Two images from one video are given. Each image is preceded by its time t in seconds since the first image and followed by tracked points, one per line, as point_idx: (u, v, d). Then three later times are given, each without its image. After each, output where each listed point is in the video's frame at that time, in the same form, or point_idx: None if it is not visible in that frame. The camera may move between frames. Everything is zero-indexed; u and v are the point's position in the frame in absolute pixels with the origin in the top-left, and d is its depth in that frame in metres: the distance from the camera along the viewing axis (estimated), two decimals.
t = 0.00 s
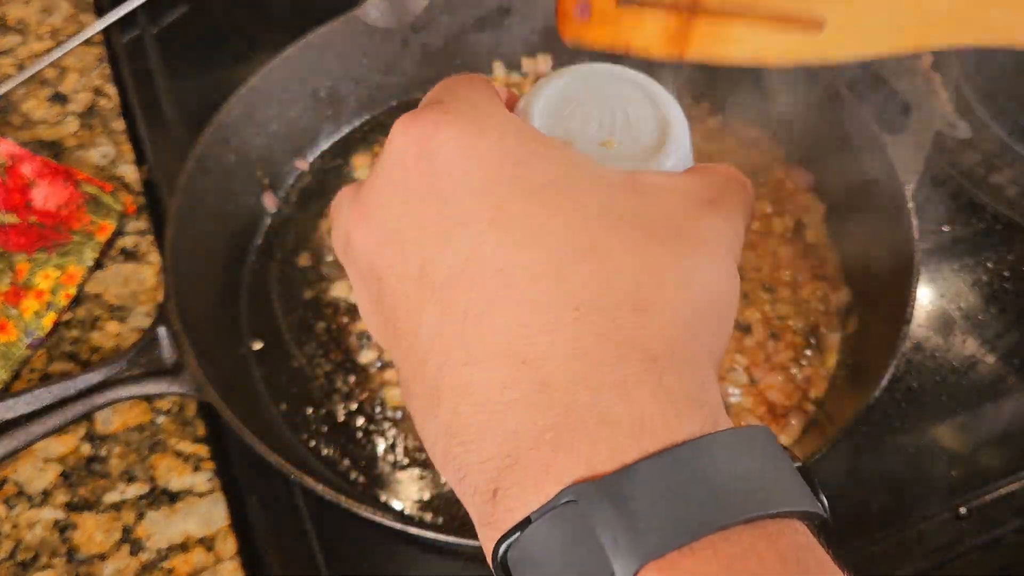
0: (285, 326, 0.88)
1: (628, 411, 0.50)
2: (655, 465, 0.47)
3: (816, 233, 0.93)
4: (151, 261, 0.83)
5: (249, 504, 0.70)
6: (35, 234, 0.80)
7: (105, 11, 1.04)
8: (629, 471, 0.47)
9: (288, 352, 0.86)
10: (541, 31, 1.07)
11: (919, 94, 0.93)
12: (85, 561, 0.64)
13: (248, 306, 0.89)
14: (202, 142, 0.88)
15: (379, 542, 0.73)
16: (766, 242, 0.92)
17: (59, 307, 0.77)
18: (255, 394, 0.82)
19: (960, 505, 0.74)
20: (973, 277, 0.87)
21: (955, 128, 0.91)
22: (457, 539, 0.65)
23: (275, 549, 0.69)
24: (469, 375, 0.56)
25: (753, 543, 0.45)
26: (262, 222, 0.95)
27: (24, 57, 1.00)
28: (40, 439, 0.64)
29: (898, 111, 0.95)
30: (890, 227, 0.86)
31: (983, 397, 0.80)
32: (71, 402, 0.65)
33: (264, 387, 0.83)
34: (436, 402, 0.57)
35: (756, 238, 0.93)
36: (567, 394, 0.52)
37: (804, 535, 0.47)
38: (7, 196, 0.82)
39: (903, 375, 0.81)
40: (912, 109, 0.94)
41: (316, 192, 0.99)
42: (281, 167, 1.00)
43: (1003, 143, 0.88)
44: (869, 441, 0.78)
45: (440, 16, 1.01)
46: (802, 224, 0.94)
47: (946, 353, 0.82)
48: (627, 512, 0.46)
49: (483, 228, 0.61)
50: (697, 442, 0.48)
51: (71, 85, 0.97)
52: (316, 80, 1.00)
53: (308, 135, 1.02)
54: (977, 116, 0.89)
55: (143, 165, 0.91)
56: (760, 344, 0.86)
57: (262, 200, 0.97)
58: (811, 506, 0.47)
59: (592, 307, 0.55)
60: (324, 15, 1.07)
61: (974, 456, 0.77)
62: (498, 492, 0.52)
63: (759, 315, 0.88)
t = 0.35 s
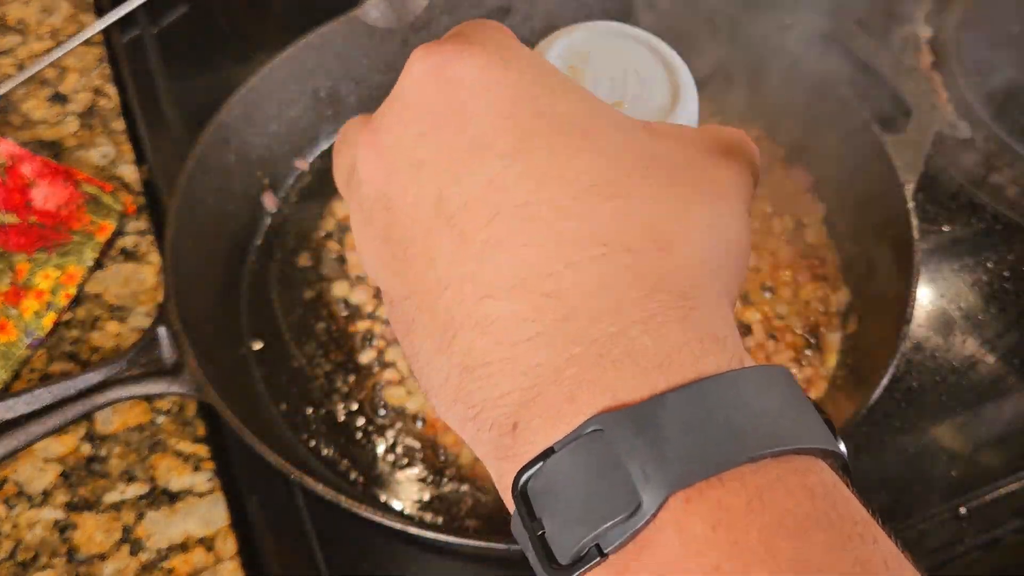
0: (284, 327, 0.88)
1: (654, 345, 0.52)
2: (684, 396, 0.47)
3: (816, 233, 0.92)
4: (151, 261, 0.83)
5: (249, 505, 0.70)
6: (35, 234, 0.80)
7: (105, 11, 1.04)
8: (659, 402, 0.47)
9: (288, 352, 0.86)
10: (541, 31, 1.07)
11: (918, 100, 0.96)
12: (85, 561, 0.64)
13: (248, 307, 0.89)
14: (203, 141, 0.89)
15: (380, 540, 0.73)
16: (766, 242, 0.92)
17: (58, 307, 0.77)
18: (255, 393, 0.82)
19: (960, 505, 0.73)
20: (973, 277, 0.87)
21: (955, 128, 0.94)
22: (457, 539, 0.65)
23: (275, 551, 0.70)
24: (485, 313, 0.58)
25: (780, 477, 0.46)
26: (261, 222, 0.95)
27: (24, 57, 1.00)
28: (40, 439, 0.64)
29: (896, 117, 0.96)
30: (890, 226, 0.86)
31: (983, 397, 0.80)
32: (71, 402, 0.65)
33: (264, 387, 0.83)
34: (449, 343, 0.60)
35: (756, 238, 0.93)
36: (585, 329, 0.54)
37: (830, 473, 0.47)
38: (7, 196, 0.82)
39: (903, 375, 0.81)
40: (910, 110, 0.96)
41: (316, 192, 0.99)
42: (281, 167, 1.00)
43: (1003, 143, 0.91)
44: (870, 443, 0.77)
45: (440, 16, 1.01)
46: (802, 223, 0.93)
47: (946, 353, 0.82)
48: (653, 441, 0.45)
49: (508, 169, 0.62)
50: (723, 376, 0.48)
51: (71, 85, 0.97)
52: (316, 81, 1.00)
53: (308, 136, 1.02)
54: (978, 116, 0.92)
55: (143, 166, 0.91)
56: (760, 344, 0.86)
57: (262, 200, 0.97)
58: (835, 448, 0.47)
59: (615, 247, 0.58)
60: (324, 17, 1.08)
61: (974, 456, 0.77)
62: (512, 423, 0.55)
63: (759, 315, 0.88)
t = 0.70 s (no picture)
0: (284, 327, 0.87)
1: (684, 324, 0.53)
2: (716, 373, 0.47)
3: (816, 234, 0.93)
4: (151, 261, 0.83)
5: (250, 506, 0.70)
6: (35, 234, 0.80)
7: (105, 12, 1.04)
8: (690, 382, 0.47)
9: (288, 352, 0.86)
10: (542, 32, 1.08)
11: (919, 98, 0.95)
12: (85, 561, 0.64)
13: (248, 307, 0.89)
14: (203, 142, 0.89)
15: (381, 540, 0.73)
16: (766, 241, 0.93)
17: (58, 307, 0.77)
18: (255, 393, 0.82)
19: (961, 505, 0.73)
20: (973, 277, 0.87)
21: (955, 128, 0.92)
22: (456, 539, 0.65)
23: (275, 551, 0.70)
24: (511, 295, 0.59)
25: (808, 453, 0.45)
26: (261, 222, 0.95)
27: (24, 57, 1.00)
28: (40, 439, 0.64)
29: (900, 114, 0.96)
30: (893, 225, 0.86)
31: (983, 397, 0.80)
32: (71, 402, 0.65)
33: (264, 387, 0.83)
34: (471, 326, 0.61)
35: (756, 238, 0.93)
36: (614, 309, 0.55)
37: (855, 454, 0.47)
38: (7, 196, 0.82)
39: (903, 375, 0.81)
40: (910, 107, 0.96)
41: (316, 192, 0.99)
42: (281, 167, 1.00)
43: (1004, 143, 0.86)
44: (870, 441, 0.78)
45: (441, 16, 1.01)
46: (801, 223, 0.93)
47: (946, 354, 0.83)
48: (684, 416, 0.45)
49: (534, 154, 0.63)
50: (753, 354, 0.47)
51: (72, 86, 0.97)
52: (316, 81, 1.00)
53: (308, 136, 1.02)
54: (977, 115, 0.88)
55: (144, 166, 0.91)
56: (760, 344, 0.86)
57: (262, 200, 0.97)
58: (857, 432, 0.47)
59: (641, 232, 0.58)
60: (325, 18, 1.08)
61: (975, 456, 0.77)
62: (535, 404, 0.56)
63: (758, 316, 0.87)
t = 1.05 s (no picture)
0: (283, 327, 0.88)
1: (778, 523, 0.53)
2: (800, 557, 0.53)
3: (815, 233, 0.93)
4: (151, 260, 0.83)
5: (250, 505, 0.70)
6: (35, 234, 0.80)
7: (105, 12, 1.04)
8: None
9: (288, 352, 0.86)
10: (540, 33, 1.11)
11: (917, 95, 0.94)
12: (85, 561, 0.64)
13: (248, 308, 0.89)
14: (202, 142, 0.89)
15: (382, 538, 0.73)
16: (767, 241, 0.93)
17: (58, 307, 0.77)
18: (255, 393, 0.82)
19: (961, 506, 0.74)
20: (973, 277, 0.87)
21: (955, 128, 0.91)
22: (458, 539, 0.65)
23: (276, 550, 0.69)
24: (505, 460, 0.68)
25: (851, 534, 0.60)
26: (261, 223, 0.95)
27: (24, 57, 1.00)
28: (40, 439, 0.64)
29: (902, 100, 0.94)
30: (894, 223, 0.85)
31: (983, 397, 0.80)
32: (71, 402, 0.65)
33: (264, 387, 0.83)
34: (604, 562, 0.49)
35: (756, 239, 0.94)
36: (766, 527, 0.52)
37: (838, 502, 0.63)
38: (7, 196, 0.82)
39: (903, 375, 0.81)
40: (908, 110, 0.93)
41: (316, 192, 0.99)
42: (281, 168, 1.00)
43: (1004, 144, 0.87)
44: (870, 440, 0.78)
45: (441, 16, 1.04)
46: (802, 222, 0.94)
47: (946, 354, 0.82)
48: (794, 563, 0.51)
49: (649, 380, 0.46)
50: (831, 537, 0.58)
51: (71, 85, 0.97)
52: (316, 81, 1.01)
53: (308, 136, 1.02)
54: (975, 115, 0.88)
55: (144, 165, 0.91)
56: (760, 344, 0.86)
57: (262, 200, 0.97)
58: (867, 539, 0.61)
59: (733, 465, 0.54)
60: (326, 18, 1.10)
61: (975, 456, 0.77)
62: (716, 438, 0.66)
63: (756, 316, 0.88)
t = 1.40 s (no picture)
0: (285, 326, 0.89)
1: None
2: None
3: (812, 235, 0.96)
4: (155, 261, 0.84)
5: (251, 500, 0.71)
6: (40, 234, 0.81)
7: (109, 14, 1.06)
8: None
9: (289, 350, 0.87)
10: (539, 38, 1.13)
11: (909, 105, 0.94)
12: (89, 558, 0.65)
13: (251, 306, 0.90)
14: (206, 143, 0.88)
15: (383, 535, 0.74)
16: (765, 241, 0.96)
17: (63, 307, 0.78)
18: (257, 391, 0.83)
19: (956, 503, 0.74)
20: (968, 277, 0.88)
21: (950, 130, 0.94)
22: (461, 535, 0.63)
23: (277, 546, 0.70)
24: (834, 562, 0.56)
25: None
26: (264, 223, 0.97)
27: (29, 59, 1.00)
28: (43, 438, 0.63)
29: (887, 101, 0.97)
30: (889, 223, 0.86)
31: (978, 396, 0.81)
32: (75, 402, 0.64)
33: (266, 385, 0.84)
34: None
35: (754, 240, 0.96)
36: None
37: None
38: (11, 196, 0.83)
39: (898, 373, 0.82)
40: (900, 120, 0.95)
41: (318, 193, 1.01)
42: (283, 169, 1.01)
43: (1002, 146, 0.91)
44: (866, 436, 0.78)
45: (440, 19, 1.06)
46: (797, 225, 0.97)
47: (942, 352, 0.83)
48: None
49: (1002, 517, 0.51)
50: None
51: (76, 87, 0.98)
52: (317, 83, 1.01)
53: (311, 138, 1.04)
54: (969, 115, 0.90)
55: (147, 166, 0.92)
56: (757, 343, 0.87)
57: (266, 200, 0.98)
58: None
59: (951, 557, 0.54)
60: (327, 20, 1.11)
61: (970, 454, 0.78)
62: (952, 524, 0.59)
63: (752, 315, 0.89)
